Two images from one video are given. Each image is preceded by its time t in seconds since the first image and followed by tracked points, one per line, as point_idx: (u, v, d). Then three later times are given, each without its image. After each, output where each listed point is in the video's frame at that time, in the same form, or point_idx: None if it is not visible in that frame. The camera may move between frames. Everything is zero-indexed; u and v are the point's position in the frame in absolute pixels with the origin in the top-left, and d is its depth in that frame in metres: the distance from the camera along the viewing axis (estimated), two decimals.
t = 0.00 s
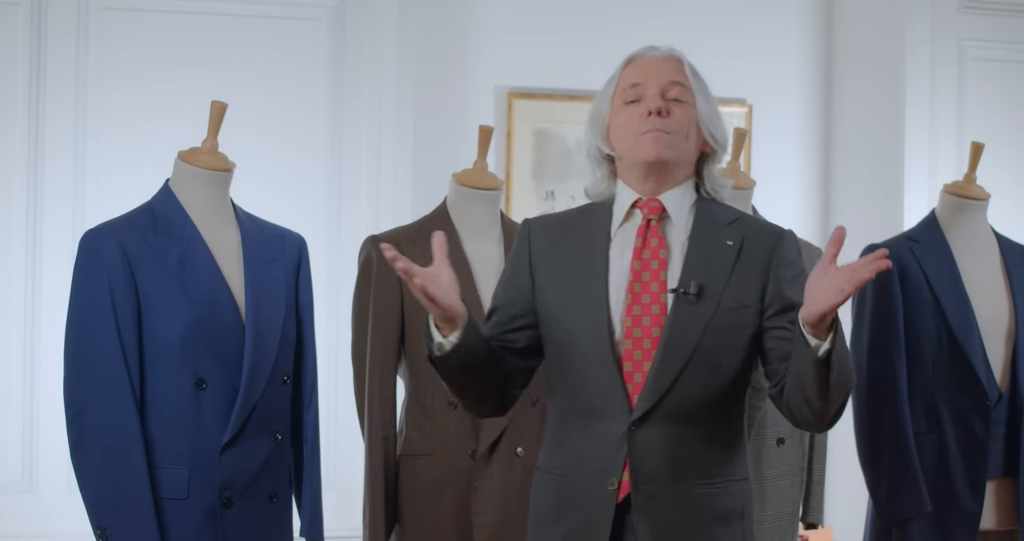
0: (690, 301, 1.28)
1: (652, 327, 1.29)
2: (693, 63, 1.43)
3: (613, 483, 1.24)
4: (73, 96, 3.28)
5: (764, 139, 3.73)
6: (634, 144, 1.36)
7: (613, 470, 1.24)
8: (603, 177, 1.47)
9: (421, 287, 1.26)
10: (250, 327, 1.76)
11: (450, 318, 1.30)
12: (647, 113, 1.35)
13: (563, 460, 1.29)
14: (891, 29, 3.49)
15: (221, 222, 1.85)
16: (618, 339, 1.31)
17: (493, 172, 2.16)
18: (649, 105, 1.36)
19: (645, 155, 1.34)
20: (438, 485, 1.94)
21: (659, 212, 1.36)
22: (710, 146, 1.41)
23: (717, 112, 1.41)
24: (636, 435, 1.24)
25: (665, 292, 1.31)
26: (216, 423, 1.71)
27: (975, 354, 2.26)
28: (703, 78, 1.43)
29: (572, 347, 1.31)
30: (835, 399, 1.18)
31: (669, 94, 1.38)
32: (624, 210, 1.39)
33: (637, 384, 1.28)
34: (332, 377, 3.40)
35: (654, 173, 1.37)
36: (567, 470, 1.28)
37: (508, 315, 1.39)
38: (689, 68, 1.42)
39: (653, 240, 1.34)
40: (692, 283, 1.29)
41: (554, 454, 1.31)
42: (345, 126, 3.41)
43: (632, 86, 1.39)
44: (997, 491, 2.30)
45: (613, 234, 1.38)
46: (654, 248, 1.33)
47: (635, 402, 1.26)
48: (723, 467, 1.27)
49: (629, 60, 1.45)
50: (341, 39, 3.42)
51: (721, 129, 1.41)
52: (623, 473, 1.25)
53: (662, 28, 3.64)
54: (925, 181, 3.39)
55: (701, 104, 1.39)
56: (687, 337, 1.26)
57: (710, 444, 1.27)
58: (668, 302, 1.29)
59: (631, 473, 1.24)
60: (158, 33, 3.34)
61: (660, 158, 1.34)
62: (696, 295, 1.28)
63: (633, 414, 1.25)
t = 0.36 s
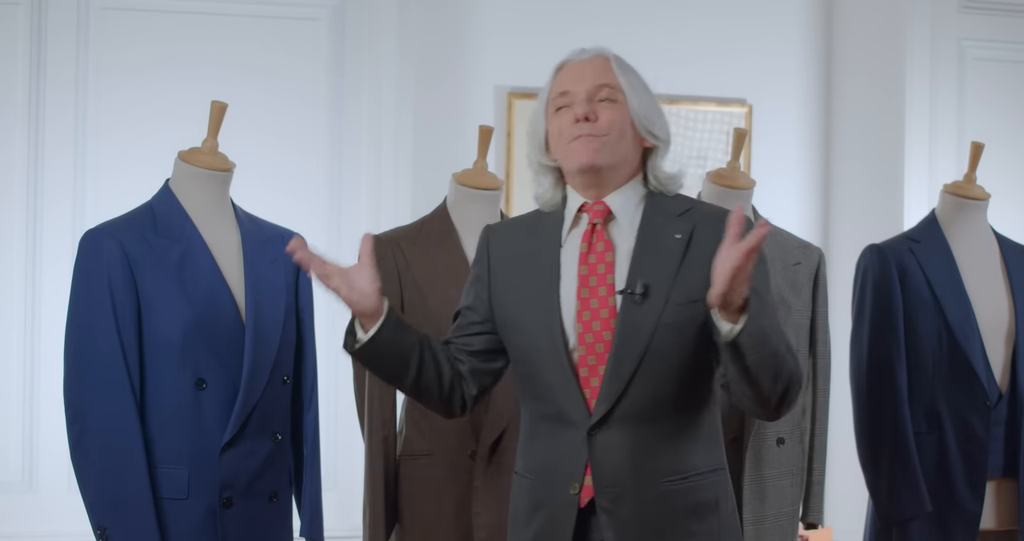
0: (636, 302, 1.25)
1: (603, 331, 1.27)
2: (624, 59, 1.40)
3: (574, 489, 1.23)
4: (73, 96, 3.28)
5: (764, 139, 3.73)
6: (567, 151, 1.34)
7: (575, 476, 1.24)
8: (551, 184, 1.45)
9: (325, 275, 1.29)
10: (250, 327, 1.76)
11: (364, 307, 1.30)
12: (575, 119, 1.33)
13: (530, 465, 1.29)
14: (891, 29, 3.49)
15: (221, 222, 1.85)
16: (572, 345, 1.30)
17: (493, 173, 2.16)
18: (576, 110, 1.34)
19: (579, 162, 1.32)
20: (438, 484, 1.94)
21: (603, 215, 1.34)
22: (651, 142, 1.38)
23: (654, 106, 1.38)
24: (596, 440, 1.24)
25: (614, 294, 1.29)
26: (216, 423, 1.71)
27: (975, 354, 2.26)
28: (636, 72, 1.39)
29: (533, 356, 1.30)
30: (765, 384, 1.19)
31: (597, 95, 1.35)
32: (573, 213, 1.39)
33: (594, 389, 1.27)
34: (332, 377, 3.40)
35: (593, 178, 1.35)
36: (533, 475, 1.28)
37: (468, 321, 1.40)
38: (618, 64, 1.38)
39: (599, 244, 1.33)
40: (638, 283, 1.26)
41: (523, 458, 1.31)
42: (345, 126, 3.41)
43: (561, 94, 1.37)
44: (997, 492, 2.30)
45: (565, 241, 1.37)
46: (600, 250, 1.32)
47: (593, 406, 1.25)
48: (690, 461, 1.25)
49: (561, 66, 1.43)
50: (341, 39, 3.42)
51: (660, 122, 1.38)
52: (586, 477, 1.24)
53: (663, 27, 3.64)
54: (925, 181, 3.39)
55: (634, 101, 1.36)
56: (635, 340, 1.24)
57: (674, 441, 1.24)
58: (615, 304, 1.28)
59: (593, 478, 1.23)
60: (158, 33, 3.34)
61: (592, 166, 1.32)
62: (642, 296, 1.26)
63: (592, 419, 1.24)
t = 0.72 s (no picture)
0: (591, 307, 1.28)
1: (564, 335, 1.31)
2: (586, 59, 1.43)
3: (541, 491, 1.27)
4: (73, 96, 3.28)
5: (764, 139, 3.73)
6: (530, 155, 1.39)
7: (541, 479, 1.28)
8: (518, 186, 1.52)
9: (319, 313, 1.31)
10: (250, 327, 1.76)
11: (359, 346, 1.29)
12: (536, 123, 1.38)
13: (506, 464, 1.33)
14: (891, 29, 3.49)
15: (221, 221, 1.85)
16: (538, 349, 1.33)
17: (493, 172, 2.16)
18: (537, 115, 1.38)
19: (540, 166, 1.37)
20: (438, 484, 1.93)
21: (565, 218, 1.38)
22: (613, 142, 1.41)
23: (614, 106, 1.41)
24: (561, 444, 1.27)
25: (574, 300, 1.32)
26: (216, 423, 1.71)
27: (975, 354, 2.27)
28: (598, 71, 1.42)
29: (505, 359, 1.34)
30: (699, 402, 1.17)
31: (559, 99, 1.39)
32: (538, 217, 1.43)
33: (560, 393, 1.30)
34: (332, 377, 3.40)
35: (556, 180, 1.39)
36: (509, 474, 1.32)
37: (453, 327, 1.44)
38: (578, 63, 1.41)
39: (560, 247, 1.36)
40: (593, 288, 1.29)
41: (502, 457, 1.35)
42: (345, 126, 3.41)
43: (524, 98, 1.41)
44: (997, 492, 2.30)
45: (533, 248, 1.40)
46: (561, 254, 1.35)
47: (557, 408, 1.28)
48: (658, 460, 1.26)
49: (525, 67, 1.46)
50: (341, 39, 3.42)
51: (620, 122, 1.41)
52: (552, 480, 1.28)
53: (663, 28, 3.64)
54: (925, 181, 3.39)
55: (594, 102, 1.39)
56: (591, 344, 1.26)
57: (639, 441, 1.26)
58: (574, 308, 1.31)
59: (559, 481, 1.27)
60: (158, 32, 3.34)
61: (555, 170, 1.36)
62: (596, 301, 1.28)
63: (556, 422, 1.27)
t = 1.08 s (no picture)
0: (595, 338, 1.24)
1: (565, 364, 1.27)
2: (587, 77, 1.39)
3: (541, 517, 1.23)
4: (73, 96, 3.28)
5: (764, 139, 3.73)
6: (533, 172, 1.32)
7: (541, 504, 1.24)
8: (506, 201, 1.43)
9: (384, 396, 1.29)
10: (250, 327, 1.76)
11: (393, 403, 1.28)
12: (544, 138, 1.31)
13: (500, 491, 1.29)
14: (891, 29, 3.49)
15: (221, 221, 1.85)
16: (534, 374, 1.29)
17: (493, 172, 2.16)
18: (544, 130, 1.32)
19: (547, 185, 1.31)
20: (438, 484, 1.93)
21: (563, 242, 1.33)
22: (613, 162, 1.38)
23: (615, 125, 1.38)
24: (562, 473, 1.23)
25: (574, 327, 1.28)
26: (216, 423, 1.71)
27: (975, 354, 2.27)
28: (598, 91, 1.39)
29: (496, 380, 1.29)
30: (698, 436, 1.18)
31: (565, 115, 1.34)
32: (531, 236, 1.37)
33: (558, 419, 1.27)
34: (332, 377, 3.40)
35: (558, 200, 1.34)
36: (502, 491, 1.28)
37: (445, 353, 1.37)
38: (581, 82, 1.38)
39: (558, 274, 1.31)
40: (596, 318, 1.25)
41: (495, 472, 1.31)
42: (345, 126, 3.41)
43: (526, 111, 1.36)
44: (997, 492, 2.30)
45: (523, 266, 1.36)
46: (560, 281, 1.30)
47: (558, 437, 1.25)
48: (655, 482, 1.25)
49: (522, 79, 1.40)
50: (341, 39, 3.42)
51: (621, 143, 1.38)
52: (553, 503, 1.25)
53: (663, 28, 3.64)
54: (925, 181, 3.38)
55: (599, 121, 1.35)
56: (595, 376, 1.23)
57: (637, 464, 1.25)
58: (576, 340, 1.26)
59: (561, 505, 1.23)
60: (158, 33, 3.34)
61: (559, 187, 1.31)
62: (600, 331, 1.24)
63: (557, 452, 1.23)
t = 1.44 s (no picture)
0: (621, 352, 1.26)
1: (585, 376, 1.28)
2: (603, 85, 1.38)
3: (557, 527, 1.25)
4: (73, 96, 3.28)
5: (764, 139, 3.73)
6: (554, 187, 1.31)
7: (555, 513, 1.25)
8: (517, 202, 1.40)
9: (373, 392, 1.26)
10: (250, 328, 1.76)
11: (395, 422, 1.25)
12: (566, 153, 1.30)
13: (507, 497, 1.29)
14: (891, 29, 3.49)
15: (221, 221, 1.85)
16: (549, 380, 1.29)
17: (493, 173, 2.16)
18: (566, 145, 1.31)
19: (569, 201, 1.30)
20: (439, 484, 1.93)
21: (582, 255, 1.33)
22: (626, 172, 1.38)
23: (630, 135, 1.38)
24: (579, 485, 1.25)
25: (596, 339, 1.29)
26: (216, 424, 1.71)
27: (975, 354, 2.27)
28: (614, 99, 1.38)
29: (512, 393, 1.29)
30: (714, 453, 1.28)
31: (584, 127, 1.33)
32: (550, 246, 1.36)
33: (574, 430, 1.28)
34: (332, 377, 3.40)
35: (577, 214, 1.34)
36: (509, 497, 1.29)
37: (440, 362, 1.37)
38: (598, 91, 1.36)
39: (579, 286, 1.31)
40: (622, 331, 1.27)
41: (493, 480, 1.32)
42: (345, 126, 3.41)
43: (545, 122, 1.34)
44: (997, 492, 2.30)
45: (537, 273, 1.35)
46: (581, 294, 1.30)
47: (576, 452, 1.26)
48: (660, 486, 1.30)
49: (537, 85, 1.37)
50: (341, 39, 3.42)
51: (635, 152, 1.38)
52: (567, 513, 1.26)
53: (663, 28, 3.64)
54: (925, 181, 3.38)
55: (617, 134, 1.35)
56: (620, 391, 1.25)
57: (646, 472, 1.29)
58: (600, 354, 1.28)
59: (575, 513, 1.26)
60: (158, 33, 3.34)
61: (580, 204, 1.31)
62: (626, 346, 1.26)
63: (575, 464, 1.25)
